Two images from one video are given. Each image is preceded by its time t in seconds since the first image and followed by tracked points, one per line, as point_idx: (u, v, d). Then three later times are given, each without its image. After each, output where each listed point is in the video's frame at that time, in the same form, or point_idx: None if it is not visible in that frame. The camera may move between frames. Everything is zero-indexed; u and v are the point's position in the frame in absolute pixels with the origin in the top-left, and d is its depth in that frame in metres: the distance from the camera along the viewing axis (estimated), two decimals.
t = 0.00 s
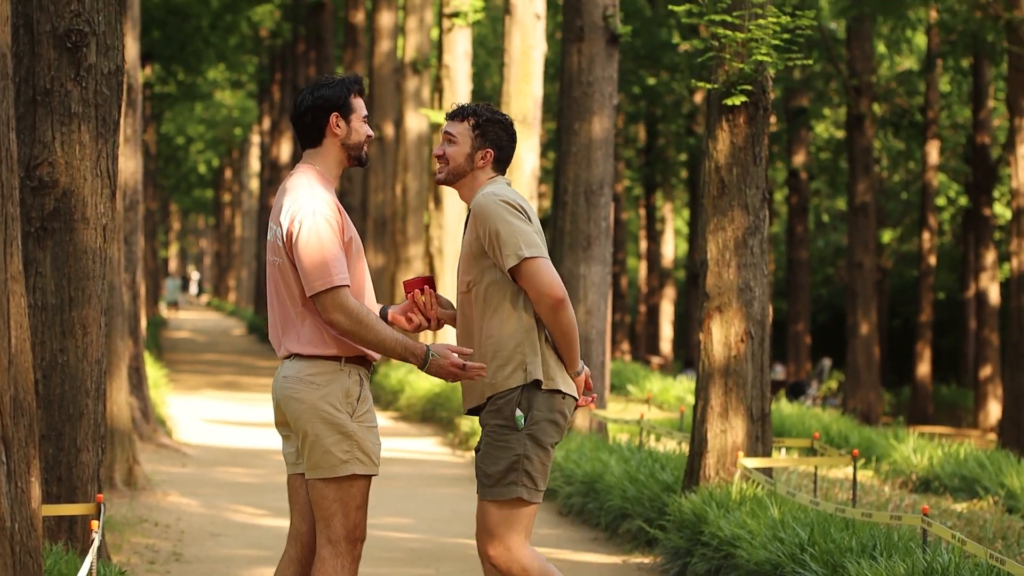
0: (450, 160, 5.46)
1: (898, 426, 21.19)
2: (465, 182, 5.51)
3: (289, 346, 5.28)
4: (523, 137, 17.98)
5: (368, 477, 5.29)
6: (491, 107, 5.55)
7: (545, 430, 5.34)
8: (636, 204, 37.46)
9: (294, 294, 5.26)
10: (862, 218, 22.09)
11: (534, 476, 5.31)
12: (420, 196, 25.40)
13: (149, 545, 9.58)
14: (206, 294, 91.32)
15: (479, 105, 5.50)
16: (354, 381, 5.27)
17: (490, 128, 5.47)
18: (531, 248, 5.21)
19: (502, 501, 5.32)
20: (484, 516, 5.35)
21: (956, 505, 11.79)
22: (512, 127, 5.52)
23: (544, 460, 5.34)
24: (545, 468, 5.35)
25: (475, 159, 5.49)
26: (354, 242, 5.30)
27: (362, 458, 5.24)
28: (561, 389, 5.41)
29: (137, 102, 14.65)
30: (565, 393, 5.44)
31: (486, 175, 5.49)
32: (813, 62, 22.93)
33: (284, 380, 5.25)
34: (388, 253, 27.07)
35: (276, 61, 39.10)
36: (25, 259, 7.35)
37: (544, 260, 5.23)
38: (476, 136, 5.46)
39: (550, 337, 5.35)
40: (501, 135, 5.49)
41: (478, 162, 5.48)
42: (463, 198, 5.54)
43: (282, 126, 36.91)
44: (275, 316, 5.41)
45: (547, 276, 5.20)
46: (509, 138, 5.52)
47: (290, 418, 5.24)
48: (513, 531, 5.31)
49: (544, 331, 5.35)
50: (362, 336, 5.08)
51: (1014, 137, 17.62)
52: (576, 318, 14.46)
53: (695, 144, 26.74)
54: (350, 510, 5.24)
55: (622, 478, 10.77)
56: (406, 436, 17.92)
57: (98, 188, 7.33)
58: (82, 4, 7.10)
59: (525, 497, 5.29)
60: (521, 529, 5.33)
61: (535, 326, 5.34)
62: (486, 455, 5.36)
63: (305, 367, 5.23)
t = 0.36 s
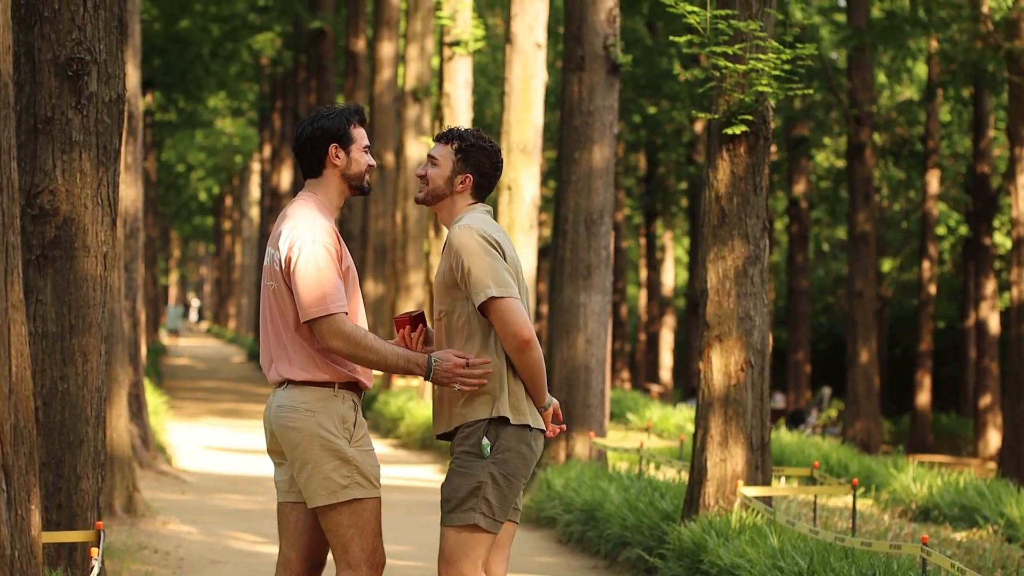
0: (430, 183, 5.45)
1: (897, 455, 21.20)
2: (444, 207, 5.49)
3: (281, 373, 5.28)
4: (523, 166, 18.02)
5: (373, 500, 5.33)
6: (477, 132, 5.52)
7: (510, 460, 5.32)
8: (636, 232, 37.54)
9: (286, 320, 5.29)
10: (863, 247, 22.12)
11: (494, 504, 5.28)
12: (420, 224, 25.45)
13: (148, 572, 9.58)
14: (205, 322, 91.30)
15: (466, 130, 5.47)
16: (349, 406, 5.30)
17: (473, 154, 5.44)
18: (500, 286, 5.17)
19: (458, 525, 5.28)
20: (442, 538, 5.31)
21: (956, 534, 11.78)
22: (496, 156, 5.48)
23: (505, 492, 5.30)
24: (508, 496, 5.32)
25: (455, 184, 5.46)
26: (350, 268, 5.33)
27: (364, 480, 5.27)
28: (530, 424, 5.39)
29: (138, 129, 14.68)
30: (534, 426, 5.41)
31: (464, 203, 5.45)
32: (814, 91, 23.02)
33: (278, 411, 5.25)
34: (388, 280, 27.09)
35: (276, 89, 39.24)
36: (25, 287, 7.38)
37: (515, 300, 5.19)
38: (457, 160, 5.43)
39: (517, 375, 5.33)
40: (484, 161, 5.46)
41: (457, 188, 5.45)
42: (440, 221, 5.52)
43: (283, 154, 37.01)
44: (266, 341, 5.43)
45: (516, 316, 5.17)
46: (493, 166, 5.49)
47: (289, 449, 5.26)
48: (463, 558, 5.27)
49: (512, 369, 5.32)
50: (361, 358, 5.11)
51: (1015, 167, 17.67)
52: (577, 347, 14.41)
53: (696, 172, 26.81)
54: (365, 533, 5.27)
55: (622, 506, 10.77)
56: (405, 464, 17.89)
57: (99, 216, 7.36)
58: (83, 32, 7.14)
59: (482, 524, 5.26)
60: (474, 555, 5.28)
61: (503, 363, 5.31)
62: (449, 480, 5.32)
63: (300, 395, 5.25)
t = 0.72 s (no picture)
0: (401, 188, 5.46)
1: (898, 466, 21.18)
2: (415, 213, 5.49)
3: (302, 384, 5.29)
4: (524, 177, 18.04)
5: (381, 515, 5.35)
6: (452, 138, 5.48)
7: (479, 466, 5.26)
8: (637, 243, 37.56)
9: (306, 332, 5.32)
10: (863, 259, 22.14)
11: (473, 514, 5.24)
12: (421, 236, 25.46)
13: None
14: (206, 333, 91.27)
15: (439, 136, 5.43)
16: (369, 420, 5.32)
17: (443, 163, 5.41)
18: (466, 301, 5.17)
19: (443, 539, 5.26)
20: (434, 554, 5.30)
21: (957, 545, 11.76)
22: (468, 164, 5.45)
23: (482, 500, 5.25)
24: (488, 502, 5.28)
25: (425, 191, 5.45)
26: (369, 282, 5.37)
27: (378, 496, 5.29)
28: (497, 434, 5.35)
29: (139, 140, 14.70)
30: (501, 438, 5.37)
31: (436, 211, 5.44)
32: (815, 103, 23.08)
33: (297, 420, 5.27)
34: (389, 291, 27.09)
35: (278, 100, 39.28)
36: (27, 298, 7.37)
37: (485, 311, 5.18)
38: (428, 167, 5.42)
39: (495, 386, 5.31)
40: (455, 171, 5.44)
41: (427, 196, 5.43)
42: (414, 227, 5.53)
43: (284, 165, 37.08)
44: (285, 351, 5.44)
45: (485, 326, 5.17)
46: (465, 175, 5.47)
47: (305, 458, 5.27)
48: (457, 570, 5.26)
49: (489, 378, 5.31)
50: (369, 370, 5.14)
51: (1015, 179, 17.67)
52: (577, 358, 14.42)
53: (697, 182, 26.82)
54: (365, 548, 5.30)
55: (623, 517, 10.76)
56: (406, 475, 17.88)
57: (100, 226, 7.38)
58: (84, 43, 7.17)
59: (465, 535, 5.23)
60: (472, 566, 5.26)
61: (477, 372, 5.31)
62: (425, 496, 5.29)
63: (321, 406, 5.26)
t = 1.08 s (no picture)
0: (429, 196, 5.46)
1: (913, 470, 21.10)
2: (445, 220, 5.49)
3: (322, 386, 5.30)
4: (540, 180, 17.98)
5: (400, 518, 5.35)
6: (480, 145, 5.50)
7: (493, 472, 5.27)
8: (653, 246, 37.53)
9: (326, 334, 5.33)
10: (879, 263, 22.08)
11: (489, 519, 5.25)
12: (436, 239, 25.47)
13: None
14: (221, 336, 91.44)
15: (466, 144, 5.44)
16: (389, 422, 5.32)
17: (471, 169, 5.42)
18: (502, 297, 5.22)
19: (460, 546, 5.26)
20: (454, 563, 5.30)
21: (973, 549, 11.72)
22: (496, 171, 5.46)
23: (496, 503, 5.26)
24: (502, 507, 5.29)
25: (453, 198, 5.46)
26: (390, 284, 5.37)
27: (396, 499, 5.30)
28: (508, 441, 5.35)
29: (155, 143, 14.73)
30: (513, 443, 5.37)
31: (466, 217, 5.45)
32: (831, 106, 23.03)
33: (317, 424, 5.28)
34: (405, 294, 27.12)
35: (294, 104, 39.35)
36: (43, 300, 7.38)
37: (523, 304, 5.23)
38: (456, 174, 5.42)
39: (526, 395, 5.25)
40: (484, 177, 5.45)
41: (455, 202, 5.45)
42: (442, 234, 5.52)
43: (300, 168, 37.14)
44: (306, 353, 5.44)
45: (527, 320, 5.20)
46: (492, 181, 5.48)
47: (325, 461, 5.27)
48: None
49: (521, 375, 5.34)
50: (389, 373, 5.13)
51: None
52: (593, 362, 14.40)
53: (714, 185, 26.79)
54: (382, 550, 5.30)
55: (639, 520, 10.73)
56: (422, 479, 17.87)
57: (115, 229, 7.40)
58: (100, 46, 7.18)
59: (482, 541, 5.24)
60: (492, 570, 5.27)
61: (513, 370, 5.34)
62: (439, 504, 5.29)
63: (341, 409, 5.26)
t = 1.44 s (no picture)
0: (467, 186, 5.46)
1: (950, 462, 20.95)
2: (485, 209, 5.51)
3: (367, 377, 5.29)
4: (575, 171, 17.98)
5: (441, 511, 5.36)
6: (514, 133, 5.50)
7: (538, 462, 5.27)
8: (687, 237, 37.43)
9: (371, 326, 5.31)
10: (915, 255, 21.93)
11: (533, 510, 5.24)
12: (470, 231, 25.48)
13: None
14: (256, 327, 91.80)
15: (501, 132, 5.45)
16: (434, 415, 5.32)
17: (508, 156, 5.42)
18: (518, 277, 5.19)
19: (504, 538, 5.26)
20: (498, 555, 5.30)
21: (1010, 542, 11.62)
22: (533, 157, 5.46)
23: (541, 496, 5.26)
24: (547, 498, 5.28)
25: (491, 186, 5.47)
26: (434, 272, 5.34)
27: (440, 492, 5.30)
28: (554, 422, 5.37)
29: (190, 136, 14.78)
30: (557, 429, 5.39)
31: (506, 206, 5.47)
32: (867, 97, 22.91)
33: (362, 414, 5.28)
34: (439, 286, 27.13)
35: (328, 97, 39.44)
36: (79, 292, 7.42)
37: (501, 299, 5.12)
38: (493, 163, 5.43)
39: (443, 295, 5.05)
40: (520, 164, 5.45)
41: (493, 190, 5.45)
42: (483, 223, 5.54)
43: (335, 160, 37.22)
44: (349, 344, 5.44)
45: (490, 302, 5.08)
46: (530, 167, 5.48)
47: (370, 451, 5.28)
48: (520, 568, 5.26)
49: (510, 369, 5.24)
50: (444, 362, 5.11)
51: None
52: (628, 354, 14.36)
53: (748, 176, 26.66)
54: (421, 542, 5.30)
55: (673, 513, 10.71)
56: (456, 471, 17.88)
57: (150, 221, 7.42)
58: (135, 37, 7.21)
59: (527, 533, 5.23)
60: (536, 563, 5.26)
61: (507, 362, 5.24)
62: (484, 495, 5.29)
63: (385, 401, 5.26)
